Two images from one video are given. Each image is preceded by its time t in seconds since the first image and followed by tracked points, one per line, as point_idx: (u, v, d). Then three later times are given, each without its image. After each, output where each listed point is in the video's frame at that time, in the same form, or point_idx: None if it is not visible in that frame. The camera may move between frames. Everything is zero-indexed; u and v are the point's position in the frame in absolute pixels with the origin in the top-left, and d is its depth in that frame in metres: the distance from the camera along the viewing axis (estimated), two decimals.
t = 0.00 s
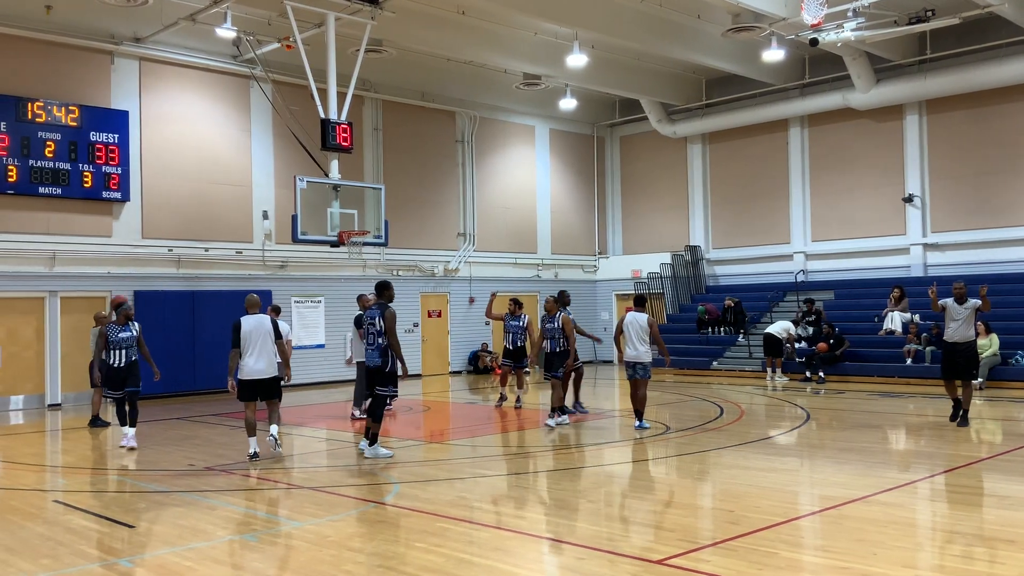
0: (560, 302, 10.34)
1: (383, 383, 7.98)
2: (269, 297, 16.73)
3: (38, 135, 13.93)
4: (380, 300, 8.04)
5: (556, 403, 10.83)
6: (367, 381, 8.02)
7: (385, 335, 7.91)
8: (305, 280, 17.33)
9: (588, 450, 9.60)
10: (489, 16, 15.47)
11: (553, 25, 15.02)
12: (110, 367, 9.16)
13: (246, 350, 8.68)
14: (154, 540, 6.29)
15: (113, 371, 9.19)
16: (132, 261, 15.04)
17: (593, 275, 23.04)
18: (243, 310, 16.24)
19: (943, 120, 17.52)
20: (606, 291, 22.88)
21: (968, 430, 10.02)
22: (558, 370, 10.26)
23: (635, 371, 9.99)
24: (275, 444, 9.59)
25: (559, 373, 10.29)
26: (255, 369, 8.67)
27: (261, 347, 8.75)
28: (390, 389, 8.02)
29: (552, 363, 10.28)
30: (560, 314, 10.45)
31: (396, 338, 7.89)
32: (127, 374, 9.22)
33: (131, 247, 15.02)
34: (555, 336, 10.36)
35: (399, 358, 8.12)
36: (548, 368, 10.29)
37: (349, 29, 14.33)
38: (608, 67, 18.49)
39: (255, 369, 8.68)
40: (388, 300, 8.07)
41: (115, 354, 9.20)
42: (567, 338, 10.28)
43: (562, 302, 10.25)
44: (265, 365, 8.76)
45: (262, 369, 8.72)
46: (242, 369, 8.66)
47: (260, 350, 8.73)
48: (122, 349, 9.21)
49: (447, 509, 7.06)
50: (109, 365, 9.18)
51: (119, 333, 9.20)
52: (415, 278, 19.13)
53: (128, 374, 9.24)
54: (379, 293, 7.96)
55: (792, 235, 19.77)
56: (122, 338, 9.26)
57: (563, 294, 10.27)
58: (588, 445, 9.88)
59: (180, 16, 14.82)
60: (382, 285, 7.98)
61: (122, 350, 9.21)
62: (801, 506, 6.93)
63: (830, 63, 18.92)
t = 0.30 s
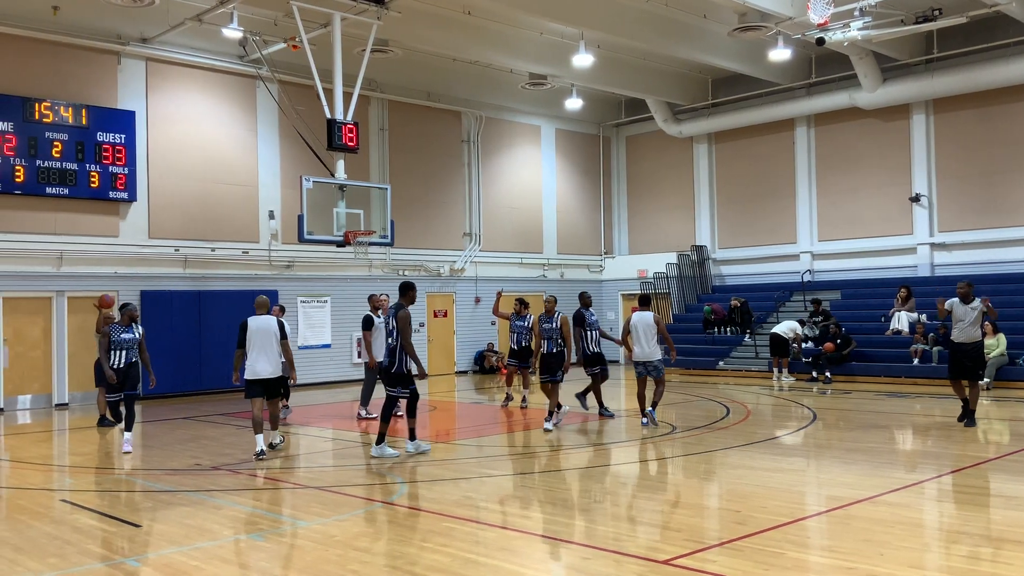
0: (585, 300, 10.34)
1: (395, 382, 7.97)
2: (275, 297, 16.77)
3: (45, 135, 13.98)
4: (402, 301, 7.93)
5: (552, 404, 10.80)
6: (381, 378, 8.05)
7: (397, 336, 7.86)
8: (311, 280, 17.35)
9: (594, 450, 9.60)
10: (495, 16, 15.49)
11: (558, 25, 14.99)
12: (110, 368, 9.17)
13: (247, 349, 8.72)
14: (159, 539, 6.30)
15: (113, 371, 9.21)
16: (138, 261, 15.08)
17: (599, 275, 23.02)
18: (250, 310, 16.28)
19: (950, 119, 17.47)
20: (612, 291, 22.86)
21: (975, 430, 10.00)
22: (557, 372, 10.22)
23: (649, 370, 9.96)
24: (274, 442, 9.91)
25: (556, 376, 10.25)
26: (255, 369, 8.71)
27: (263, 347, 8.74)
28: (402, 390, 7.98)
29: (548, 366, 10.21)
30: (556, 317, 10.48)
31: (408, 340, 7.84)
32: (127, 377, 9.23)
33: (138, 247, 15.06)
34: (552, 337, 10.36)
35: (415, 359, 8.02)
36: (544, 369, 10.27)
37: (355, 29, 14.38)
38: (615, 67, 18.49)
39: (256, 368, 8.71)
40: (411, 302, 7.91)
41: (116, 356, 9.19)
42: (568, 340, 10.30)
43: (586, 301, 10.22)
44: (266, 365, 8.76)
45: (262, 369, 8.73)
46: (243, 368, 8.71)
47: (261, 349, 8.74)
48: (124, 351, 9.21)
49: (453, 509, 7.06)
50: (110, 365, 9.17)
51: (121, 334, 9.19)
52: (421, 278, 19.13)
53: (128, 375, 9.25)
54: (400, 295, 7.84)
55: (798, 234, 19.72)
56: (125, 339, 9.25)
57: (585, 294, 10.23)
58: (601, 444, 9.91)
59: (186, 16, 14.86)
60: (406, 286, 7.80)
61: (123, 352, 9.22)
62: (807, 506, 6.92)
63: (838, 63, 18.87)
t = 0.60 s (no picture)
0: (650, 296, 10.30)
1: (464, 380, 8.03)
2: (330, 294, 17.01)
3: (107, 137, 14.32)
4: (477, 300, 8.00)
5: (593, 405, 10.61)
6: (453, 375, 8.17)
7: (468, 332, 7.94)
8: (364, 277, 17.55)
9: (648, 448, 9.53)
10: (545, 13, 15.53)
11: (608, 21, 14.96)
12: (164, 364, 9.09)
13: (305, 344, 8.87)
14: (216, 532, 6.41)
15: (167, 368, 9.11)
16: (198, 260, 15.41)
17: (652, 272, 22.90)
18: (306, 307, 16.56)
19: (1012, 112, 17.02)
20: (664, 288, 22.74)
21: None
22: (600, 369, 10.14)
23: (707, 367, 9.85)
24: (325, 435, 10.13)
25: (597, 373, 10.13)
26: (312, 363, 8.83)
27: (319, 342, 8.82)
28: (468, 388, 8.03)
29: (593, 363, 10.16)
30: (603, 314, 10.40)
31: (477, 336, 7.91)
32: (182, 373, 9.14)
33: (198, 246, 15.38)
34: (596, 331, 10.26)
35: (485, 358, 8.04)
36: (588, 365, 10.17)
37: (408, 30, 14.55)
38: (666, 61, 18.33)
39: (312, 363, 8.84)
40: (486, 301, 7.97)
41: (170, 352, 9.12)
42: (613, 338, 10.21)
43: (651, 296, 10.20)
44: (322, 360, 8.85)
45: (318, 364, 8.83)
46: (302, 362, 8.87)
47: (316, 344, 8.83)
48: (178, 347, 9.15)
49: (506, 506, 7.07)
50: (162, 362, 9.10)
51: (178, 330, 9.14)
52: (472, 275, 19.25)
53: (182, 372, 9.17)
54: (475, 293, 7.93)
55: (856, 230, 19.38)
56: (179, 335, 9.19)
57: (649, 289, 10.22)
58: (671, 439, 9.89)
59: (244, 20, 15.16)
60: (480, 284, 7.88)
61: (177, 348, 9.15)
62: (865, 506, 6.78)
63: (898, 54, 18.50)
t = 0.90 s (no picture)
0: (710, 294, 10.18)
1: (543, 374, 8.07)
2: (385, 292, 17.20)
3: (169, 138, 14.65)
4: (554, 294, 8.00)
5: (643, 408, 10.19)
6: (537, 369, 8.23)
7: (540, 327, 7.99)
8: (419, 276, 17.69)
9: (707, 447, 9.13)
10: (599, 8, 15.54)
11: (663, 15, 14.88)
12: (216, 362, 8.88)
13: (366, 340, 8.98)
14: (278, 525, 6.08)
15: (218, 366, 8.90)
16: (259, 258, 15.75)
17: (707, 269, 22.73)
18: (362, 306, 16.82)
19: None
20: (720, 286, 22.55)
21: None
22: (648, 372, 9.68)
23: (776, 366, 9.81)
24: (382, 430, 10.08)
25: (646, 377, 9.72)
26: (373, 359, 8.94)
27: (380, 338, 8.94)
28: (552, 383, 8.00)
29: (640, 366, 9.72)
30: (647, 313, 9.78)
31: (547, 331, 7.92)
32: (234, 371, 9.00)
33: (258, 245, 15.71)
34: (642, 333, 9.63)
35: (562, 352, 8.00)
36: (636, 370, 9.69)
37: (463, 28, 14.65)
38: (724, 57, 18.19)
39: (372, 359, 8.94)
40: (561, 296, 7.95)
41: (221, 350, 8.93)
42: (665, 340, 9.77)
43: (713, 295, 10.04)
44: (384, 355, 8.94)
45: (379, 360, 8.92)
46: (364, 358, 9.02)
47: (378, 341, 8.94)
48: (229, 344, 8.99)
49: (560, 503, 6.67)
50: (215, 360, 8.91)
51: (228, 327, 9.00)
52: (525, 273, 19.33)
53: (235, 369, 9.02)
54: (548, 287, 7.95)
55: (919, 227, 19.00)
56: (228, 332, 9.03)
57: (710, 289, 10.11)
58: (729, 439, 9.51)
59: (301, 21, 15.35)
60: (553, 278, 7.88)
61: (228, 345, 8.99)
62: (927, 509, 6.32)
63: (961, 46, 18.12)
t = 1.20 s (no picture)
0: (742, 296, 10.03)
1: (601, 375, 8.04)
2: (424, 291, 17.29)
3: (213, 139, 14.87)
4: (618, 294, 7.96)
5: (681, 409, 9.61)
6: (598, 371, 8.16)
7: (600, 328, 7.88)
8: (458, 275, 17.79)
9: (746, 448, 8.60)
10: (638, 6, 15.58)
11: (704, 11, 14.82)
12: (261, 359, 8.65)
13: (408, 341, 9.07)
14: (317, 522, 5.78)
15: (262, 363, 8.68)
16: (300, 258, 15.92)
17: (748, 268, 22.59)
18: (401, 306, 16.94)
19: None
20: (761, 285, 22.41)
21: None
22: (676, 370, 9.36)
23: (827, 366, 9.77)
24: (423, 427, 9.85)
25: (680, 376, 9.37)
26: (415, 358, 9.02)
27: (422, 338, 9.00)
28: (611, 385, 8.01)
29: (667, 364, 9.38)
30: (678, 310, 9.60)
31: (607, 332, 7.79)
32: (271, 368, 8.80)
33: (298, 244, 15.88)
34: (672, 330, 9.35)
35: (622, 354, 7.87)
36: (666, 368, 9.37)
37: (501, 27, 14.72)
38: (764, 53, 18.12)
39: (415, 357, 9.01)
40: (624, 296, 7.91)
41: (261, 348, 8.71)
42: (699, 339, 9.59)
43: (746, 296, 9.88)
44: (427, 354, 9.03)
45: (424, 361, 9.00)
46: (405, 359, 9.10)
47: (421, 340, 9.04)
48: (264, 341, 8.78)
49: (598, 503, 6.21)
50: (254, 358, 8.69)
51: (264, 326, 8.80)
52: (564, 272, 19.33)
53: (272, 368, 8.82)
54: (612, 288, 7.90)
55: (965, 225, 18.70)
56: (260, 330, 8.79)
57: (739, 290, 9.93)
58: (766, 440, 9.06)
59: (341, 23, 15.51)
60: (616, 278, 7.84)
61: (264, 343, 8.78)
62: (974, 511, 5.82)
63: (1008, 41, 17.87)
